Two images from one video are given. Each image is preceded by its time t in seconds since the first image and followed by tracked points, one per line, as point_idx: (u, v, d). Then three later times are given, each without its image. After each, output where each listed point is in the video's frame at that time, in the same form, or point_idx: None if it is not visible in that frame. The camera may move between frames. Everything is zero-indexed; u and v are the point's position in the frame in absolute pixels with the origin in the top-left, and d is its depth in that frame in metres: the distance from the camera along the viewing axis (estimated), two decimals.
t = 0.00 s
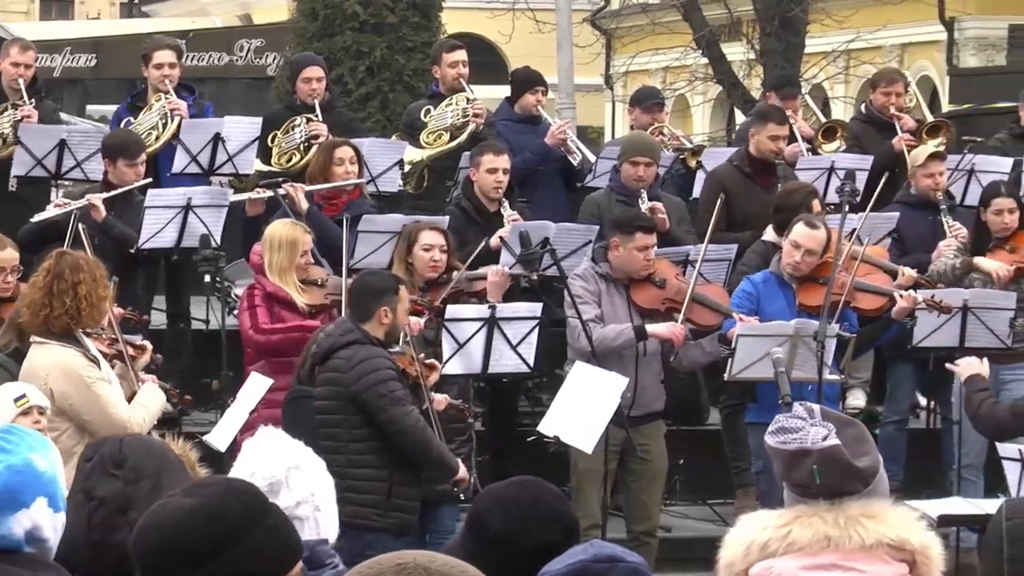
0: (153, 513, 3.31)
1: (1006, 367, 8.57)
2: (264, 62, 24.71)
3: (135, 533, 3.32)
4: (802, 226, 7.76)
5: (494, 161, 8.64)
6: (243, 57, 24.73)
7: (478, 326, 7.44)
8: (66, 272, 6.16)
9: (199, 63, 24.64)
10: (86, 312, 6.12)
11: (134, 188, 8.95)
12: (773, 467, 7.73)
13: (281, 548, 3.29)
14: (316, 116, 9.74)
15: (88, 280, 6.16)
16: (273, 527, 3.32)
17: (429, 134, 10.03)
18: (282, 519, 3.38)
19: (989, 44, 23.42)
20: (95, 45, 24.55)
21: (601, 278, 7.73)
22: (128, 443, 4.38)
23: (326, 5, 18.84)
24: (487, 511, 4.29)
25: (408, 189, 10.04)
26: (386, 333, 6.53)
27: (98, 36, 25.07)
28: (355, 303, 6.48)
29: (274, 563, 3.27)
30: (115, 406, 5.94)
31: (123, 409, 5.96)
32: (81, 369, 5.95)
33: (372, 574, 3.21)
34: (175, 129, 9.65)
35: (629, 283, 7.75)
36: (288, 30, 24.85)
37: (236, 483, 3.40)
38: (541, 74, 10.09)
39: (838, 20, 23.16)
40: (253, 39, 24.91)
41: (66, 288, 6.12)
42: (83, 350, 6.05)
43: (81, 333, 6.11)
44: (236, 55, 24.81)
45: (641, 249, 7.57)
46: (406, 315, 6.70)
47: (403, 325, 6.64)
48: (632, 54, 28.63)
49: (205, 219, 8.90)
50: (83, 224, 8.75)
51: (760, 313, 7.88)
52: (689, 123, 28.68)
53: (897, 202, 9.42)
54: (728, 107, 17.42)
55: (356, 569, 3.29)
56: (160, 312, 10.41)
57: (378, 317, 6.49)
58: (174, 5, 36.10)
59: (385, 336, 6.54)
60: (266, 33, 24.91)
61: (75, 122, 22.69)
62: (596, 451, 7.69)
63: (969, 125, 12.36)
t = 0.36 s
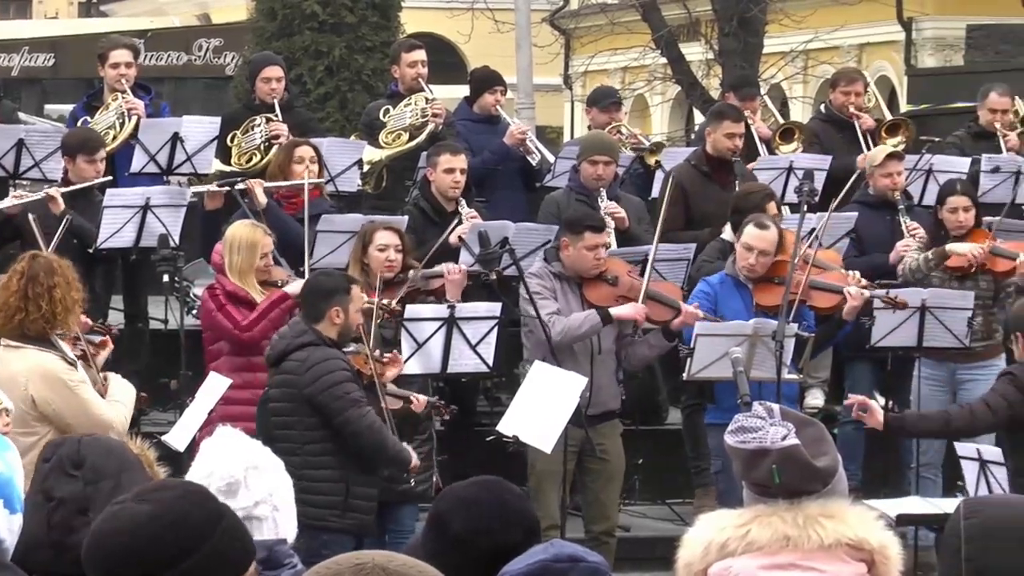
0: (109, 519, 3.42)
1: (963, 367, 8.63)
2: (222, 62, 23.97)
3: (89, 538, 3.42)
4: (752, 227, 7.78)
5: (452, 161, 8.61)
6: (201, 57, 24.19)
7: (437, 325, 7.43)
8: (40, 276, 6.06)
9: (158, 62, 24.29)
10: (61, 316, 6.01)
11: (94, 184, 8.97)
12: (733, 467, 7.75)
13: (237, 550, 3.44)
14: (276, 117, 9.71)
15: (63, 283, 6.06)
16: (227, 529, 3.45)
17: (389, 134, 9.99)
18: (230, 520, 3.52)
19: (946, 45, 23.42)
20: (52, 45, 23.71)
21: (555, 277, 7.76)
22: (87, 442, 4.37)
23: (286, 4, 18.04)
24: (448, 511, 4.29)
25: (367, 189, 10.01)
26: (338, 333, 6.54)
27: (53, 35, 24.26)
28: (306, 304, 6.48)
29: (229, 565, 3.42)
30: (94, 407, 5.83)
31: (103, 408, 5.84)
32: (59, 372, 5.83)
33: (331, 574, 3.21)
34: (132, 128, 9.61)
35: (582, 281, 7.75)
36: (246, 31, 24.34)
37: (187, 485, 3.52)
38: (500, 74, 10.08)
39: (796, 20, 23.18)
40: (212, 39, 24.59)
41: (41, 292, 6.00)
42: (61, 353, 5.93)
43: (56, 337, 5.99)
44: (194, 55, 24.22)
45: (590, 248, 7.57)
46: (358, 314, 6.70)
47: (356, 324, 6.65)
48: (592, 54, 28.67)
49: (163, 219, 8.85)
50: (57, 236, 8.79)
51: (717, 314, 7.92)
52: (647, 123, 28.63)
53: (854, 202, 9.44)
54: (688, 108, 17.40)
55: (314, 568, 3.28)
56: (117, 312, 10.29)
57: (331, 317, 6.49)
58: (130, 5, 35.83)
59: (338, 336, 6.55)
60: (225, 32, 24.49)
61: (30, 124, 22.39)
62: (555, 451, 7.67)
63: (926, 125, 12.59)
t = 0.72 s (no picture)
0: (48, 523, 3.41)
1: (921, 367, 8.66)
2: (180, 62, 24.59)
3: (28, 542, 3.43)
4: (716, 224, 7.83)
5: (411, 161, 8.63)
6: (161, 56, 24.94)
7: (397, 325, 7.42)
8: (4, 276, 5.78)
9: (117, 61, 24.84)
10: (24, 317, 5.77)
11: (56, 182, 8.98)
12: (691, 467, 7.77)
13: (178, 548, 3.44)
14: (237, 117, 9.61)
15: (26, 284, 5.80)
16: (165, 529, 3.46)
17: (347, 133, 9.99)
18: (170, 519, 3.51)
19: (905, 45, 23.62)
20: (9, 44, 24.34)
21: (508, 277, 7.75)
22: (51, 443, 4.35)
23: (245, 5, 18.91)
24: (410, 512, 4.27)
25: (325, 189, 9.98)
26: (292, 333, 6.49)
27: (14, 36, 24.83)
28: (259, 305, 6.43)
29: (170, 563, 3.42)
30: (62, 413, 5.62)
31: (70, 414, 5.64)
32: (23, 377, 5.60)
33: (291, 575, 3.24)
34: (90, 128, 9.56)
35: (539, 279, 7.77)
36: (204, 31, 24.57)
37: (125, 486, 3.51)
38: (459, 75, 10.07)
39: (755, 21, 23.32)
40: (171, 38, 24.84)
41: (6, 294, 5.73)
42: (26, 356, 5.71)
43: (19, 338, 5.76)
44: (154, 55, 24.97)
45: (547, 242, 7.59)
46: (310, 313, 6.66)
47: (309, 322, 6.60)
48: (551, 54, 28.81)
49: (122, 219, 8.94)
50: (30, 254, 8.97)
51: (678, 312, 7.94)
52: (606, 124, 28.69)
53: (813, 202, 9.51)
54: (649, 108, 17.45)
55: (275, 568, 3.31)
56: (77, 312, 10.32)
57: (283, 318, 6.45)
58: (87, 6, 35.75)
59: (291, 336, 6.50)
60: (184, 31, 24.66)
61: None
62: (514, 450, 7.68)
63: (885, 124, 12.65)
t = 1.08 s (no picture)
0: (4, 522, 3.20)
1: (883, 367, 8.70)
2: (143, 61, 24.57)
3: None
4: (672, 225, 7.84)
5: (375, 163, 8.62)
6: (123, 56, 25.00)
7: (359, 325, 7.43)
8: None
9: (78, 61, 24.73)
10: None
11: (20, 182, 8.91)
12: (653, 466, 7.80)
13: (132, 552, 3.24)
14: (200, 117, 9.53)
15: None
16: (121, 531, 3.25)
17: (310, 133, 9.94)
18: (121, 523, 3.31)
19: (866, 46, 23.82)
20: None
21: (469, 277, 7.72)
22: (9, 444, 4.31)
23: (207, 5, 19.64)
24: (378, 511, 4.26)
25: (287, 189, 9.95)
26: (250, 333, 6.48)
27: None
28: (216, 305, 6.42)
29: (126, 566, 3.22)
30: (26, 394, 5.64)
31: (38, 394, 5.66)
32: None
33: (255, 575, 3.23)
34: (49, 127, 9.52)
35: (499, 280, 7.75)
36: (166, 30, 24.56)
37: (78, 486, 3.31)
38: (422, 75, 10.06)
39: (717, 21, 23.45)
40: (133, 38, 25.04)
41: None
42: None
43: None
44: (115, 55, 25.10)
45: (508, 243, 7.59)
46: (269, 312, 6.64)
47: (268, 321, 6.58)
48: (513, 55, 28.88)
49: (84, 219, 8.92)
50: None
51: (638, 313, 7.96)
52: (568, 124, 28.74)
53: (775, 202, 9.56)
54: (614, 108, 17.49)
55: (238, 568, 3.30)
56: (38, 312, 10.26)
57: (240, 317, 6.43)
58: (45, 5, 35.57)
59: (249, 336, 6.49)
60: (146, 32, 25.00)
61: None
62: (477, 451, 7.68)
63: (847, 124, 12.71)
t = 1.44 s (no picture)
0: (7, 522, 3.58)
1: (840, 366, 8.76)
2: (102, 61, 24.51)
3: None
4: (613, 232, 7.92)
5: (336, 163, 8.65)
6: (81, 56, 25.24)
7: (319, 326, 7.46)
8: None
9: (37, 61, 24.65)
10: None
11: None
12: (610, 466, 7.80)
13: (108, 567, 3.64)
14: (159, 116, 9.53)
15: None
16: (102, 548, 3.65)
17: (271, 138, 9.95)
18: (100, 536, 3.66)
19: (825, 46, 24.15)
20: None
21: (429, 280, 7.72)
22: None
23: (167, 4, 20.21)
24: (338, 511, 4.26)
25: (245, 192, 9.95)
26: (216, 337, 6.57)
27: None
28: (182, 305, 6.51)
29: None
30: None
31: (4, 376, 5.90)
32: None
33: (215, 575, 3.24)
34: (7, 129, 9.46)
35: (457, 283, 7.75)
36: (127, 30, 24.52)
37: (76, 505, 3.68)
38: (382, 74, 10.03)
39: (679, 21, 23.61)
40: (92, 37, 25.42)
41: None
42: None
43: None
44: (74, 54, 25.43)
45: (467, 249, 7.58)
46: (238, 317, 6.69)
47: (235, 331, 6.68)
48: (473, 54, 28.99)
49: (43, 219, 8.97)
50: None
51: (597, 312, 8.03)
52: (528, 123, 28.83)
53: (733, 202, 9.61)
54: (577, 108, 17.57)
55: (197, 569, 3.31)
56: None
57: (207, 321, 6.53)
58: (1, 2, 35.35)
59: (214, 340, 6.58)
60: (105, 32, 25.39)
61: None
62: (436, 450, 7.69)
63: (806, 125, 12.77)
